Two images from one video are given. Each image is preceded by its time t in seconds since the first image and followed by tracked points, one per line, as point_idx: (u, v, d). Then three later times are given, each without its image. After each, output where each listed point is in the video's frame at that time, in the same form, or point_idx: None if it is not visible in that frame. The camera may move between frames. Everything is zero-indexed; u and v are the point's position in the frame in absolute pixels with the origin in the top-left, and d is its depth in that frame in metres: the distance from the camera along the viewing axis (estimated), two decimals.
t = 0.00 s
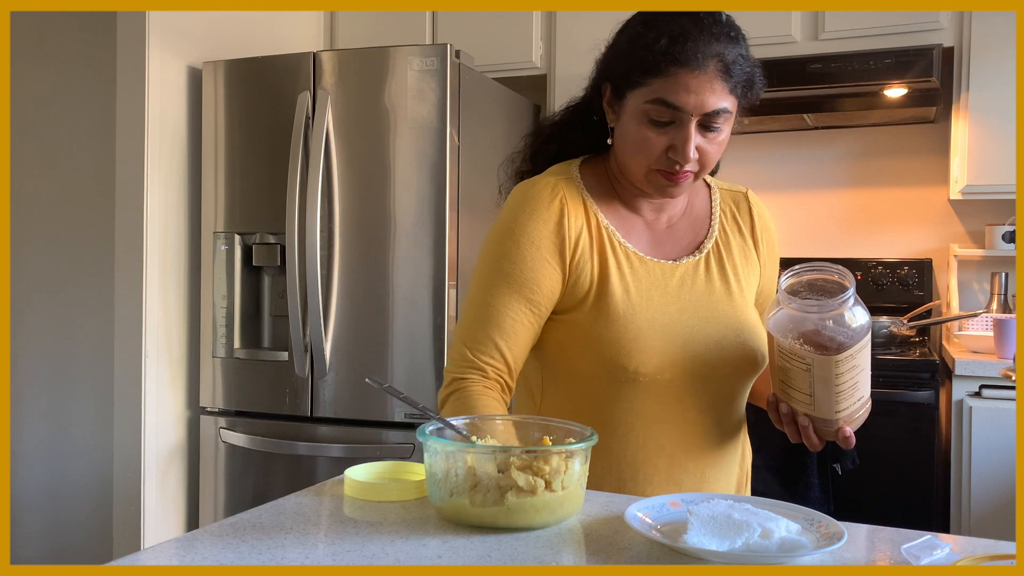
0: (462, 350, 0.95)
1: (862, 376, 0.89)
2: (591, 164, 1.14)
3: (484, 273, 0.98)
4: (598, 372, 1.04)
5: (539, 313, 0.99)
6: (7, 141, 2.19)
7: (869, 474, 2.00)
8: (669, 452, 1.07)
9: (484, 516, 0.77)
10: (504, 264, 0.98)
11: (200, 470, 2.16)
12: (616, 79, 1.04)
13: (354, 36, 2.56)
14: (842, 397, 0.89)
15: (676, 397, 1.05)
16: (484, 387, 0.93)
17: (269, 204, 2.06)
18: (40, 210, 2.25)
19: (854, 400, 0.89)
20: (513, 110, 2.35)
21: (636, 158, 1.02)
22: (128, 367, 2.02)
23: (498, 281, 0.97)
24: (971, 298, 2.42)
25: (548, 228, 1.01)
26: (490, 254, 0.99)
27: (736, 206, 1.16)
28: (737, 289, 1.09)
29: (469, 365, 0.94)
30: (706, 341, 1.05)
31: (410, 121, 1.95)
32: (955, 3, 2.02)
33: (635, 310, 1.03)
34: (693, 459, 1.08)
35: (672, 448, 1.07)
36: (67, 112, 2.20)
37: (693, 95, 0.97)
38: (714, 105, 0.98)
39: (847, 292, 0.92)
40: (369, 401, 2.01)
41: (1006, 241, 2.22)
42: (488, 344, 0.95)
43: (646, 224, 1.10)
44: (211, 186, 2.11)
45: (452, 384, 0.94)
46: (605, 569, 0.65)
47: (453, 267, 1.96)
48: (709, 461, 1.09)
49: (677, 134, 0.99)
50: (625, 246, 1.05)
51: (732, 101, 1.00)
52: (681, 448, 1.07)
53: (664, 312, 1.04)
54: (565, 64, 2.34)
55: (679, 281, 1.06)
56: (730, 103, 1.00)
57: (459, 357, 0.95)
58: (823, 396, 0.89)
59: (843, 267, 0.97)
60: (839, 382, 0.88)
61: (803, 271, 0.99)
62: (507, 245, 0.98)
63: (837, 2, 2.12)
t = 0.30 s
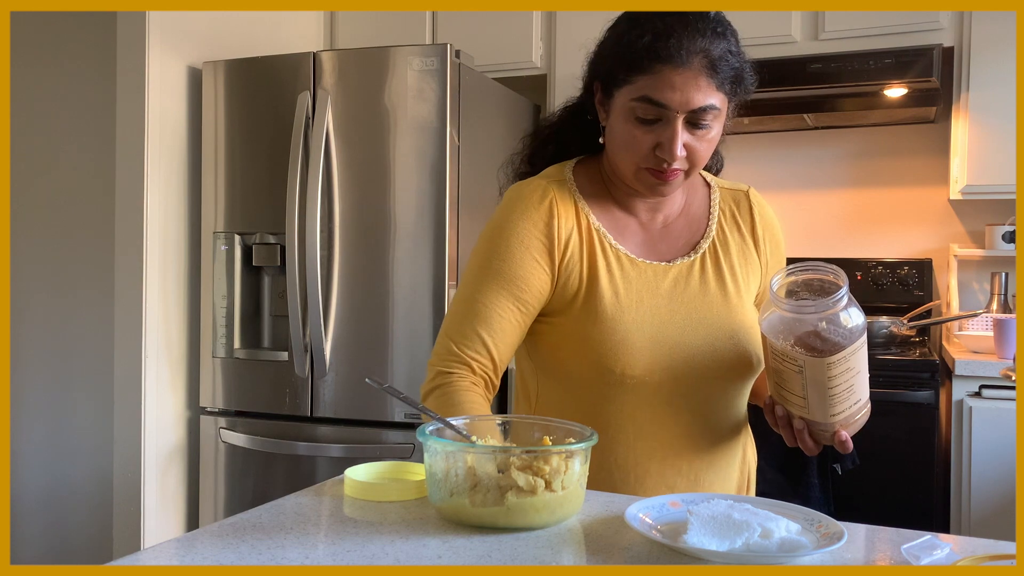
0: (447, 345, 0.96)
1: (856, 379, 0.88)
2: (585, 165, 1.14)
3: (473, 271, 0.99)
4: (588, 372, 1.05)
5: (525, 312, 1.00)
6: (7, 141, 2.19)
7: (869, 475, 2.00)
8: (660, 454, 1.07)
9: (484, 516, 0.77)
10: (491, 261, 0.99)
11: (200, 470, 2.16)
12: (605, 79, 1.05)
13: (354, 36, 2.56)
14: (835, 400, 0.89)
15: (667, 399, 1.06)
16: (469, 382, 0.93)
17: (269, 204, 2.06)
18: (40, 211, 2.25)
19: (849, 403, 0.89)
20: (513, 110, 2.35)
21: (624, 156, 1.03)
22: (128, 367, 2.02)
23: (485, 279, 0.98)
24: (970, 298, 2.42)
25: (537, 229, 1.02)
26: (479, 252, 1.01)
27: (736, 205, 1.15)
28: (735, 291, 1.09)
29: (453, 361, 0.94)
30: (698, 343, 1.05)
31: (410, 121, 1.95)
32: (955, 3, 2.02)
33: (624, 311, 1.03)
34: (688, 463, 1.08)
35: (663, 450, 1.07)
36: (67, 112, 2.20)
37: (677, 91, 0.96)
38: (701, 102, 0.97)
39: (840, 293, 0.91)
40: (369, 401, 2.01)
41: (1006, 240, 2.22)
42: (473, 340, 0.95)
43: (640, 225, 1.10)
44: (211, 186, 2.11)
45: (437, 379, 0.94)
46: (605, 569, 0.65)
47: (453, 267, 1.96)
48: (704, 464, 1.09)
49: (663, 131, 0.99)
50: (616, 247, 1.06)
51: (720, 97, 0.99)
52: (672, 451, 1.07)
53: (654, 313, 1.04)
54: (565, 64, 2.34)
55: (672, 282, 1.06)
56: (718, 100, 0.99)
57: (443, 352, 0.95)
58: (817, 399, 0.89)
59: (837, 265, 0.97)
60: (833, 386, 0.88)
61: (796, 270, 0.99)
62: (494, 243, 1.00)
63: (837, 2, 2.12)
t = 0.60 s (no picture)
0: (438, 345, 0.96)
1: (854, 388, 0.88)
2: (586, 166, 1.14)
3: (465, 273, 1.00)
4: (585, 375, 1.05)
5: (518, 315, 1.00)
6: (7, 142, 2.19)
7: (869, 475, 2.00)
8: (656, 456, 1.07)
9: (484, 516, 0.77)
10: (483, 264, 0.99)
11: (200, 470, 2.16)
12: (605, 80, 1.05)
13: (354, 36, 2.56)
14: (833, 410, 0.88)
15: (665, 403, 1.05)
16: (459, 383, 0.94)
17: (269, 204, 2.06)
18: (40, 211, 2.25)
19: (847, 412, 0.88)
20: (513, 110, 2.34)
21: (624, 160, 1.03)
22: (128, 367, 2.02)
23: (478, 281, 0.98)
24: (971, 298, 2.42)
25: (530, 232, 1.02)
26: (472, 255, 1.01)
27: (740, 205, 1.14)
28: (735, 295, 1.08)
29: (444, 362, 0.95)
30: (693, 347, 1.05)
31: (410, 121, 1.95)
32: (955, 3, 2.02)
33: (621, 314, 1.03)
34: (687, 467, 1.07)
35: (660, 454, 1.07)
36: (68, 113, 2.20)
37: (675, 94, 0.96)
38: (699, 104, 0.97)
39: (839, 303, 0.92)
40: (369, 401, 2.01)
41: (1006, 241, 2.22)
42: (464, 341, 0.95)
43: (640, 226, 1.10)
44: (211, 186, 2.11)
45: (428, 379, 0.95)
46: (604, 569, 0.65)
47: (452, 267, 1.96)
48: (705, 469, 1.08)
49: (661, 134, 0.99)
50: (613, 250, 1.06)
51: (719, 99, 0.99)
52: (669, 455, 1.07)
53: (651, 317, 1.04)
54: (565, 63, 2.34)
55: (670, 285, 1.06)
56: (717, 102, 0.99)
57: (435, 353, 0.96)
58: (814, 408, 0.89)
59: (836, 274, 0.97)
60: (830, 394, 0.88)
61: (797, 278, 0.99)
62: (487, 246, 1.00)
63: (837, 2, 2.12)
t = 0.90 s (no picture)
0: (446, 355, 0.96)
1: (853, 386, 0.88)
2: (585, 167, 1.14)
3: (469, 279, 1.00)
4: (586, 377, 1.05)
5: (523, 319, 1.00)
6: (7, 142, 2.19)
7: (869, 475, 2.00)
8: (657, 459, 1.07)
9: (484, 516, 0.77)
10: (487, 269, 0.99)
11: (200, 470, 2.16)
12: (602, 81, 1.05)
13: (354, 36, 2.56)
14: (832, 409, 0.88)
15: (666, 405, 1.05)
16: (468, 390, 0.94)
17: (269, 204, 2.06)
18: (40, 211, 2.25)
19: (847, 411, 0.88)
20: (512, 110, 2.34)
21: (623, 162, 1.03)
22: (128, 367, 2.02)
23: (482, 287, 0.98)
24: (970, 298, 2.42)
25: (533, 235, 1.02)
26: (475, 261, 1.01)
27: (741, 205, 1.14)
28: (736, 296, 1.08)
29: (454, 370, 0.95)
30: (695, 349, 1.05)
31: (410, 121, 1.95)
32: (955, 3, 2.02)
33: (621, 317, 1.04)
34: (688, 469, 1.07)
35: (662, 457, 1.07)
36: (68, 113, 2.20)
37: (672, 94, 0.96)
38: (697, 104, 0.97)
39: (836, 299, 0.91)
40: (369, 401, 2.01)
41: (1006, 241, 2.22)
42: (472, 349, 0.95)
43: (641, 227, 1.11)
44: (211, 186, 2.11)
45: (438, 388, 0.95)
46: (604, 569, 0.65)
47: (452, 267, 1.96)
48: (707, 471, 1.08)
49: (659, 135, 0.99)
50: (614, 252, 1.06)
51: (716, 98, 0.99)
52: (671, 457, 1.07)
53: (651, 320, 1.04)
54: (565, 63, 2.34)
55: (670, 288, 1.06)
56: (714, 101, 0.99)
57: (443, 362, 0.96)
58: (813, 406, 0.89)
59: (832, 269, 0.97)
60: (829, 393, 0.88)
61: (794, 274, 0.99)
62: (489, 251, 1.00)
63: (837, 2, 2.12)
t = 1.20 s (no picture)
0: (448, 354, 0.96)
1: (858, 387, 0.88)
2: (588, 167, 1.15)
3: (471, 279, 1.00)
4: (588, 377, 1.05)
5: (525, 318, 1.00)
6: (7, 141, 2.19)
7: (868, 475, 2.00)
8: (659, 459, 1.07)
9: (484, 516, 0.77)
10: (489, 269, 0.99)
11: (200, 470, 2.16)
12: (603, 80, 1.05)
13: (354, 36, 2.56)
14: (836, 409, 0.88)
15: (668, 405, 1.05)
16: (470, 389, 0.94)
17: (269, 204, 2.06)
18: (40, 211, 2.25)
19: (850, 412, 0.88)
20: (513, 109, 2.34)
21: (624, 159, 1.03)
22: (128, 367, 2.02)
23: (484, 286, 0.98)
24: (970, 297, 2.42)
25: (535, 234, 1.02)
26: (477, 261, 1.01)
27: (743, 204, 1.14)
28: (739, 295, 1.08)
29: (455, 369, 0.95)
30: (697, 348, 1.05)
31: (410, 121, 1.95)
32: (955, 3, 2.02)
33: (623, 316, 1.04)
34: (690, 469, 1.07)
35: (664, 457, 1.07)
36: (68, 113, 2.20)
37: (673, 91, 0.96)
38: (698, 101, 0.97)
39: (841, 301, 0.91)
40: (369, 401, 2.01)
41: (1006, 241, 2.22)
42: (474, 348, 0.95)
43: (643, 227, 1.11)
44: (211, 186, 2.11)
45: (440, 388, 0.95)
46: (604, 569, 0.65)
47: (452, 267, 1.96)
48: (709, 471, 1.08)
49: (660, 132, 0.98)
50: (615, 252, 1.06)
51: (717, 95, 0.99)
52: (673, 457, 1.07)
53: (653, 319, 1.04)
54: (565, 63, 2.34)
55: (672, 287, 1.06)
56: (715, 98, 0.99)
57: (445, 362, 0.96)
58: (816, 407, 0.89)
59: (838, 271, 0.97)
60: (833, 394, 0.88)
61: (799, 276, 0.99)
62: (492, 251, 1.00)
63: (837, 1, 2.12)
